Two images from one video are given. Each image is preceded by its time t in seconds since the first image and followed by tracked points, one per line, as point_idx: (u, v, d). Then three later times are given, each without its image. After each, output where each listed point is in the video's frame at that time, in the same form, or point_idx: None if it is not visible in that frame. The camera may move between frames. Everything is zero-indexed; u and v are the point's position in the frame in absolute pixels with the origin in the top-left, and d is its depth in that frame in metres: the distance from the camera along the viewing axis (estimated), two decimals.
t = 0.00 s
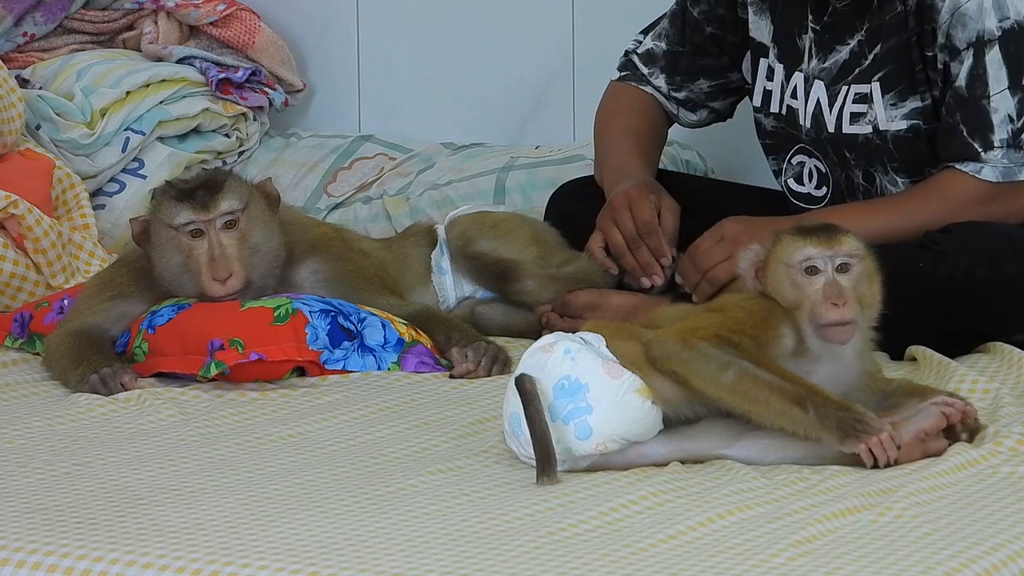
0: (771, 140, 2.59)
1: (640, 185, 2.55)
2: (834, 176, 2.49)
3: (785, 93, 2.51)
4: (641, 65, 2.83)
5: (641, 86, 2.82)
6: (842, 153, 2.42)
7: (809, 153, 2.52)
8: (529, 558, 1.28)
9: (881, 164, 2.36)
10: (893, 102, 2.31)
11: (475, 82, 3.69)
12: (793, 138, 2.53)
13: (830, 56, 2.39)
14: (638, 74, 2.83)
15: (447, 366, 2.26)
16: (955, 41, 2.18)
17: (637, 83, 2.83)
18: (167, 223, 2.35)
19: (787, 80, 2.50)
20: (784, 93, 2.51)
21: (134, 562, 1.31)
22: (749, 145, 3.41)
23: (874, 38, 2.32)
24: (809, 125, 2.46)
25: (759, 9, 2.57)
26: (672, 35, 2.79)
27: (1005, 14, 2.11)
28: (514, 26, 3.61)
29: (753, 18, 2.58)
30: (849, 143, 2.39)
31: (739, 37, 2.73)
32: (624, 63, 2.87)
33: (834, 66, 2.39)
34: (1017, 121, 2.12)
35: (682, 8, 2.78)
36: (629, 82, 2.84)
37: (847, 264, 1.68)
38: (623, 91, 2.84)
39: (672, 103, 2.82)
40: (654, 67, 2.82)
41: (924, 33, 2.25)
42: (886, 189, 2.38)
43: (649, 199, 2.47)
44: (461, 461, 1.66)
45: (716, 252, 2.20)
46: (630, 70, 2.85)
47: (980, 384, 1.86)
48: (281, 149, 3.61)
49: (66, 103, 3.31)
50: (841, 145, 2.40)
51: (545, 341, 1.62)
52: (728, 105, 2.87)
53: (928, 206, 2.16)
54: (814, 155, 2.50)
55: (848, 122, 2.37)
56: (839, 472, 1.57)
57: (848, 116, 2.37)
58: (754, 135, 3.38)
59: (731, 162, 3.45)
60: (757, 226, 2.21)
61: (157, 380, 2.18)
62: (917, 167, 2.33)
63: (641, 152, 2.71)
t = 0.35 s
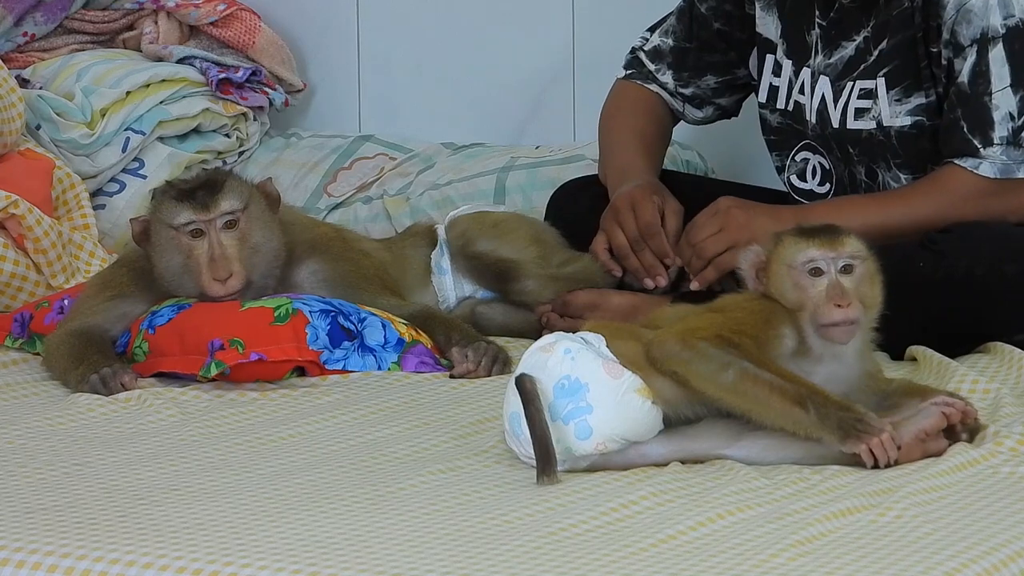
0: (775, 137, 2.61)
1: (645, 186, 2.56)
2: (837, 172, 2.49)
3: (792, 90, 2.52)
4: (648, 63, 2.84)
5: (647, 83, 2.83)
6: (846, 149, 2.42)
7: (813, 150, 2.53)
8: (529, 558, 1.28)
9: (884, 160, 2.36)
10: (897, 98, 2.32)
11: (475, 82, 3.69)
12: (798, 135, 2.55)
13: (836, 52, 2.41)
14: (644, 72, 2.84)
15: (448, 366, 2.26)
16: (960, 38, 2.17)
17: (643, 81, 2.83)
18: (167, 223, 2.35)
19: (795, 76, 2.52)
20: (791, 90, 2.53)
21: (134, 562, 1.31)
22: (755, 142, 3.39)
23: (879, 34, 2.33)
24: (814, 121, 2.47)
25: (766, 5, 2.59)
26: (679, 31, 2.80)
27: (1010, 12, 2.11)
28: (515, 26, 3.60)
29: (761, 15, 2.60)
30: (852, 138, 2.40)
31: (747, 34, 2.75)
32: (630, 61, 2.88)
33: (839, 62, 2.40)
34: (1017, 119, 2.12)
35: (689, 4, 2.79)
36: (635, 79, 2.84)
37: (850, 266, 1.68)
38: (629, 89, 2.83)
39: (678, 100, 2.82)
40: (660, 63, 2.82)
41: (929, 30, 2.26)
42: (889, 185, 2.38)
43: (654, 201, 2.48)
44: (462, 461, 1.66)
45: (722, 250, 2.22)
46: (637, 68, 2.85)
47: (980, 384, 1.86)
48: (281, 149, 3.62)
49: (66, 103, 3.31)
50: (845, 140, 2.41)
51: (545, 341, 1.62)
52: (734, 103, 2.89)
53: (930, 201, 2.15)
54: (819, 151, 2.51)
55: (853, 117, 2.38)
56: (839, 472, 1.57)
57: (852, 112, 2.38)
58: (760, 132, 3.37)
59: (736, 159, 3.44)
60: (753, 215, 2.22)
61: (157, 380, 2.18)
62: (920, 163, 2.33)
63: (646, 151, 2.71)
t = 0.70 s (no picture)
0: (777, 133, 2.61)
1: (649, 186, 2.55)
2: (838, 167, 2.50)
3: (796, 85, 2.53)
4: (650, 62, 2.84)
5: (648, 84, 2.82)
6: (848, 141, 2.43)
7: (816, 145, 2.52)
8: (529, 558, 1.28)
9: (886, 151, 2.37)
10: (899, 89, 2.33)
11: (475, 82, 3.69)
12: (802, 130, 2.55)
13: (839, 46, 2.41)
14: (646, 72, 2.83)
15: (447, 366, 2.26)
16: (963, 27, 2.18)
17: (645, 81, 2.83)
18: (167, 223, 2.35)
19: (798, 71, 2.52)
20: (795, 84, 2.53)
21: (134, 561, 1.31)
22: (755, 141, 3.40)
23: (881, 26, 2.34)
24: (817, 115, 2.48)
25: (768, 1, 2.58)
26: (681, 30, 2.80)
27: (1013, 2, 2.11)
28: (515, 26, 3.60)
29: (763, 11, 2.59)
30: (854, 130, 2.40)
31: (750, 31, 2.76)
32: (632, 60, 2.88)
33: (842, 55, 2.41)
34: (1019, 108, 2.11)
35: (691, 3, 2.80)
36: (637, 80, 2.84)
37: (857, 271, 1.68)
38: (631, 90, 2.83)
39: (679, 99, 2.83)
40: (663, 62, 2.82)
41: (932, 20, 2.27)
42: (891, 177, 2.39)
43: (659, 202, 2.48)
44: (462, 462, 1.66)
45: (726, 251, 2.21)
46: (638, 68, 2.85)
47: (980, 384, 1.86)
48: (281, 149, 3.62)
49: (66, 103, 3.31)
50: (847, 132, 2.42)
51: (545, 341, 1.62)
52: (736, 102, 2.89)
53: (933, 199, 2.15)
54: (821, 146, 2.51)
55: (854, 110, 2.39)
56: (840, 472, 1.57)
57: (854, 104, 2.39)
58: (761, 128, 3.37)
59: (737, 157, 3.44)
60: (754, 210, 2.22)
61: (157, 380, 2.18)
62: (920, 154, 2.34)
63: (647, 151, 2.71)
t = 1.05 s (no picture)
0: (778, 130, 2.61)
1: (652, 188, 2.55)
2: (839, 164, 2.50)
3: (797, 82, 2.53)
4: (650, 61, 2.84)
5: (647, 85, 2.82)
6: (848, 137, 2.43)
7: (817, 142, 2.53)
8: (528, 558, 1.28)
9: (887, 147, 2.37)
10: (899, 84, 2.33)
11: (475, 82, 3.69)
12: (804, 127, 2.55)
13: (839, 42, 2.41)
14: (646, 71, 2.83)
15: (448, 366, 2.26)
16: (960, 22, 2.17)
17: (644, 82, 2.83)
18: (168, 223, 2.35)
19: (799, 68, 2.52)
20: (796, 82, 2.53)
21: (134, 561, 1.31)
22: (755, 140, 3.40)
23: (880, 20, 2.34)
24: (818, 111, 2.48)
25: None
26: (682, 29, 2.81)
27: None
28: (515, 26, 3.60)
29: (765, 9, 2.59)
30: (855, 126, 2.40)
31: (750, 28, 2.76)
32: (632, 60, 2.88)
33: (842, 52, 2.41)
34: (1014, 104, 2.11)
35: (691, 2, 2.79)
36: (636, 80, 2.83)
37: (859, 273, 1.69)
38: (631, 89, 2.83)
39: (679, 98, 2.83)
40: (662, 61, 2.83)
41: (931, 15, 2.27)
42: (891, 172, 2.39)
43: (661, 202, 2.48)
44: (462, 462, 1.66)
45: (725, 255, 2.20)
46: (638, 68, 2.85)
47: (980, 384, 1.86)
48: (281, 149, 3.62)
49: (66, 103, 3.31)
50: (847, 129, 2.42)
51: (545, 341, 1.62)
52: (737, 100, 2.89)
53: (934, 199, 2.15)
54: (823, 142, 2.51)
55: (854, 106, 2.39)
56: (840, 472, 1.57)
57: (854, 100, 2.39)
58: (762, 126, 3.37)
59: (739, 156, 3.43)
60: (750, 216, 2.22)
61: (157, 381, 2.18)
62: (920, 150, 2.34)
63: (648, 151, 2.72)
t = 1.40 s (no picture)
0: (779, 131, 2.60)
1: (638, 185, 2.55)
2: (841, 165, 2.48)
3: (797, 84, 2.53)
4: (653, 63, 2.84)
5: (651, 87, 2.82)
6: (849, 140, 2.43)
7: (818, 143, 2.51)
8: (529, 558, 1.28)
9: (885, 151, 2.38)
10: (900, 87, 2.34)
11: (476, 82, 3.69)
12: (806, 128, 2.54)
13: (840, 44, 2.42)
14: (649, 74, 2.84)
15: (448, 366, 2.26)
16: (964, 26, 2.18)
17: (648, 83, 2.83)
18: (168, 223, 2.35)
19: (800, 70, 2.52)
20: (797, 84, 2.53)
21: (134, 561, 1.31)
22: (755, 140, 3.40)
23: (882, 21, 2.34)
24: (818, 113, 2.48)
25: None
26: (684, 31, 2.81)
27: None
28: (515, 26, 3.60)
29: (766, 10, 2.59)
30: (855, 129, 2.40)
31: (751, 30, 2.75)
32: (636, 62, 2.88)
33: (842, 54, 2.41)
34: (1022, 107, 2.11)
35: (693, 5, 2.80)
36: (639, 83, 2.84)
37: (860, 276, 1.68)
38: (634, 91, 2.83)
39: (682, 100, 2.82)
40: (666, 63, 2.83)
41: (933, 18, 2.28)
42: (891, 176, 2.38)
43: (647, 197, 2.46)
44: (463, 462, 1.66)
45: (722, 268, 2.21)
46: (642, 70, 2.85)
47: (981, 385, 1.86)
48: (282, 149, 3.62)
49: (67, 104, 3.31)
50: (848, 131, 2.42)
51: (546, 341, 1.62)
52: (737, 102, 2.88)
53: (937, 199, 2.15)
54: (825, 144, 2.50)
55: (855, 108, 2.40)
56: (841, 472, 1.57)
57: (855, 102, 2.40)
58: (762, 126, 3.37)
59: (739, 156, 3.43)
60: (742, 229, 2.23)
61: (158, 381, 2.18)
62: (921, 153, 2.35)
63: (645, 153, 2.72)
